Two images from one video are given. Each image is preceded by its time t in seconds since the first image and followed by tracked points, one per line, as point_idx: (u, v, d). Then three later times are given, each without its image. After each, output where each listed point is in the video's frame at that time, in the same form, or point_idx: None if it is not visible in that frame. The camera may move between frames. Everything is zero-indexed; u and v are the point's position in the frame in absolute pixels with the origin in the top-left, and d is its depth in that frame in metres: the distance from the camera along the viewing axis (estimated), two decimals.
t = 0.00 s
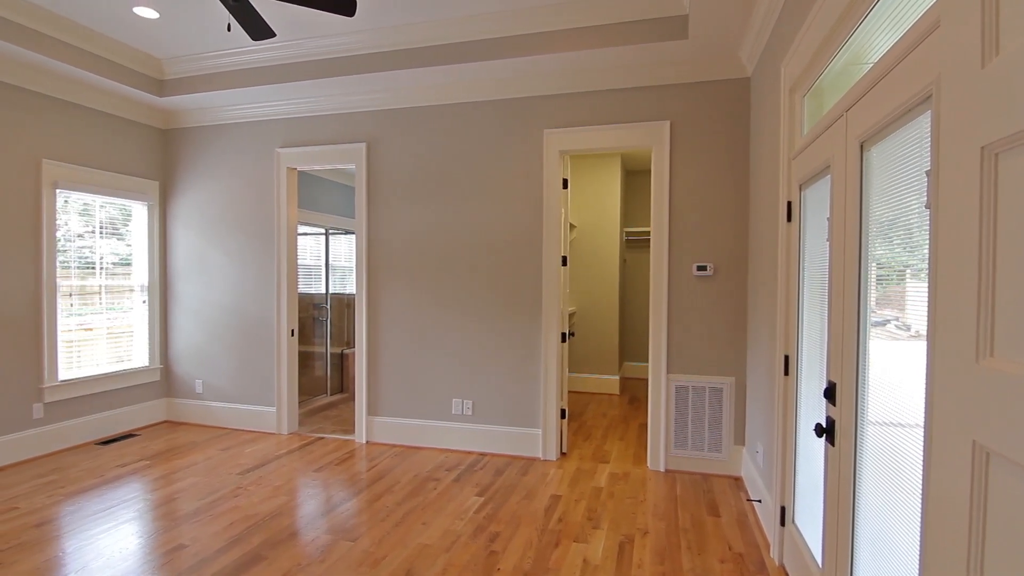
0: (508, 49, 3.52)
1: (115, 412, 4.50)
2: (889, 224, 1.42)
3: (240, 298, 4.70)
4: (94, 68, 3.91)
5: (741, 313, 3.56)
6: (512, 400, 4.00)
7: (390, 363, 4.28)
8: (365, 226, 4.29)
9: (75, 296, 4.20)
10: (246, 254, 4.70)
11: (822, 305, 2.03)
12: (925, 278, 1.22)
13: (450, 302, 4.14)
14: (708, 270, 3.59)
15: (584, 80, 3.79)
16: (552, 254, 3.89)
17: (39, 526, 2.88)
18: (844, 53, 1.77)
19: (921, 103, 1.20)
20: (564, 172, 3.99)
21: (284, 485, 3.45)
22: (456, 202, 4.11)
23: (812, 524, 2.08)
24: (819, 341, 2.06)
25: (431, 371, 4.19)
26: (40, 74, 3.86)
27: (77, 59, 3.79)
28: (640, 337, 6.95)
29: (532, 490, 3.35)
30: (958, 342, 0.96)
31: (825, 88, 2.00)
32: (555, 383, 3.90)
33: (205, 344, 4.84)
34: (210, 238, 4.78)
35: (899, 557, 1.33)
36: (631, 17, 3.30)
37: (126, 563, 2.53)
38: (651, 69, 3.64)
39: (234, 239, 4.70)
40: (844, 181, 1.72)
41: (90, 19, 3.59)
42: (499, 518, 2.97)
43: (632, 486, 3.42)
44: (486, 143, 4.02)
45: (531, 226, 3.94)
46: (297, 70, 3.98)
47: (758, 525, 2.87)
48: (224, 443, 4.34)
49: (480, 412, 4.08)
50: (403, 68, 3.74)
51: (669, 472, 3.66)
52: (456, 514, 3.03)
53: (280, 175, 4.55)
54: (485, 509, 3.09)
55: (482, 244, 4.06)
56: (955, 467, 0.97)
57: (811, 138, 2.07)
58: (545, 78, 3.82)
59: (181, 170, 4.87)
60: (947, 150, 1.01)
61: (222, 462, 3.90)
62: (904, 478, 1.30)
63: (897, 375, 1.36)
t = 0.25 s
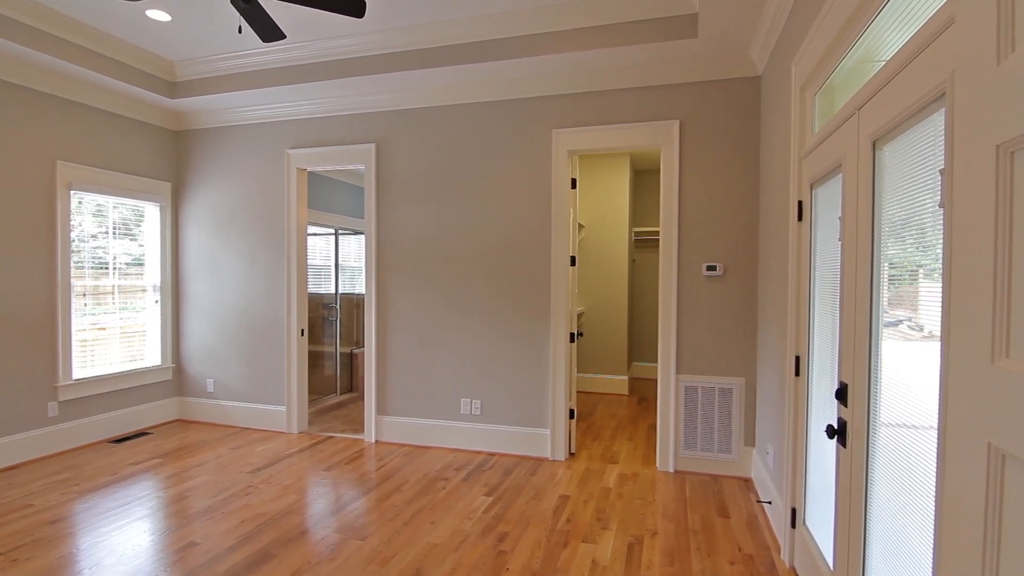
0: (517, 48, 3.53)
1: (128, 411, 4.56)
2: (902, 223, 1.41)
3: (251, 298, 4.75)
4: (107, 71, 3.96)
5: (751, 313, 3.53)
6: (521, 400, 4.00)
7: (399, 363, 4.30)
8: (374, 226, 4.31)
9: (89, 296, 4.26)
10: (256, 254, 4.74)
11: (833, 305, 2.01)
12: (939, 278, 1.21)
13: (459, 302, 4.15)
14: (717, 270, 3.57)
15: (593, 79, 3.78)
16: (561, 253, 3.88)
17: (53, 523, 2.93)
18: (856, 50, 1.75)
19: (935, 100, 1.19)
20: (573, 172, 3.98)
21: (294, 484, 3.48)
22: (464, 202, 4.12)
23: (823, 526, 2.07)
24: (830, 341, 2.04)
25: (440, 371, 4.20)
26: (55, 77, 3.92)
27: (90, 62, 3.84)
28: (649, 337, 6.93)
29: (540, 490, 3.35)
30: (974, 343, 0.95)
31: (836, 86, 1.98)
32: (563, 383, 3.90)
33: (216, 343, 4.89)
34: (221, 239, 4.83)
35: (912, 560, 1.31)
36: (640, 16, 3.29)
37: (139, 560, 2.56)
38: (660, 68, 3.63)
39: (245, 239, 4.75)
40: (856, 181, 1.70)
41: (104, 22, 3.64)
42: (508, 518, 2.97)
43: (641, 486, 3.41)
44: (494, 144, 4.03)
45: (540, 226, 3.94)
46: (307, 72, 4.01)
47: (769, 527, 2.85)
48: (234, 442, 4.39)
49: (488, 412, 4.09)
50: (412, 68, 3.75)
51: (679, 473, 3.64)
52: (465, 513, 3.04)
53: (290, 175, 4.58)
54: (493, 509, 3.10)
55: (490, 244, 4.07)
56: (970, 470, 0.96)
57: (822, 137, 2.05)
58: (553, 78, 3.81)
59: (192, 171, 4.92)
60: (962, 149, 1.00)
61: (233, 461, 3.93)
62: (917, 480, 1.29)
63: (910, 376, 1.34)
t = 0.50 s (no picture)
0: (525, 48, 3.53)
1: (141, 409, 4.63)
2: (915, 223, 1.39)
3: (262, 298, 4.79)
4: (121, 74, 4.02)
5: (762, 313, 3.51)
6: (529, 401, 4.01)
7: (408, 362, 4.31)
8: (384, 226, 4.33)
9: (102, 296, 4.32)
10: (267, 254, 4.78)
11: (845, 305, 1.99)
12: (952, 278, 1.19)
13: (467, 302, 4.16)
14: (728, 270, 3.55)
15: (601, 79, 3.77)
16: (569, 254, 3.88)
17: (68, 520, 2.98)
18: (869, 49, 1.73)
19: (948, 98, 1.18)
20: (582, 172, 3.98)
21: (305, 483, 3.51)
22: (473, 202, 4.13)
23: (835, 529, 2.04)
24: (842, 342, 2.02)
25: (449, 370, 4.22)
26: (70, 80, 3.98)
27: (104, 65, 3.90)
28: (659, 337, 6.90)
29: (548, 491, 3.35)
30: (990, 344, 0.93)
31: (848, 84, 1.96)
32: (571, 384, 3.89)
33: (227, 343, 4.94)
34: (232, 240, 4.88)
35: (925, 563, 1.30)
36: (649, 13, 3.27)
37: (151, 557, 2.60)
38: (670, 67, 3.61)
39: (256, 240, 4.79)
40: (868, 179, 1.68)
41: (117, 25, 3.69)
42: (518, 519, 2.97)
43: (650, 487, 3.40)
44: (502, 144, 4.04)
45: (548, 226, 3.94)
46: (317, 73, 4.04)
47: (779, 529, 2.83)
48: (245, 441, 4.43)
49: (497, 412, 4.09)
50: (421, 70, 3.77)
51: (689, 474, 3.62)
52: (473, 513, 3.05)
53: (301, 177, 4.62)
54: (503, 509, 3.10)
55: (498, 244, 4.07)
56: (984, 473, 0.95)
57: (833, 136, 2.03)
58: (563, 77, 3.81)
59: (204, 173, 4.98)
60: (977, 147, 0.98)
61: (243, 459, 3.97)
62: (930, 481, 1.28)
63: (923, 377, 1.33)
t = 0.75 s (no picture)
0: (534, 48, 3.53)
1: (155, 408, 4.69)
2: (929, 222, 1.37)
3: (273, 298, 4.83)
4: (135, 76, 4.08)
5: (773, 313, 3.48)
6: (538, 401, 4.01)
7: (418, 362, 4.33)
8: (393, 226, 4.35)
9: (117, 296, 4.38)
10: (277, 254, 4.82)
11: (858, 305, 1.97)
12: (967, 278, 1.18)
13: (476, 302, 4.17)
14: (738, 270, 3.52)
15: (610, 78, 3.76)
16: (578, 253, 3.88)
17: (83, 517, 3.02)
18: (881, 48, 1.72)
19: (963, 96, 1.16)
20: (591, 172, 3.97)
21: (315, 481, 3.53)
22: (482, 202, 4.14)
23: (847, 531, 2.02)
24: (855, 343, 2.00)
25: (458, 370, 4.23)
26: (85, 83, 4.05)
27: (118, 68, 3.96)
28: (669, 337, 6.87)
29: (558, 491, 3.35)
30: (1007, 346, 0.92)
31: (860, 82, 1.94)
32: (580, 383, 3.89)
33: (239, 342, 5.00)
34: (244, 240, 4.93)
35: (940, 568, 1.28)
36: (658, 13, 3.26)
37: (164, 554, 2.63)
38: (679, 66, 3.59)
39: (267, 241, 4.84)
40: (881, 178, 1.67)
41: (131, 29, 3.75)
42: (527, 519, 2.97)
43: (660, 488, 3.38)
44: (511, 144, 4.04)
45: (557, 225, 3.94)
46: (327, 74, 4.08)
47: (791, 531, 2.81)
48: (257, 439, 4.47)
49: (506, 412, 4.10)
50: (430, 70, 3.78)
51: (699, 475, 3.60)
52: (482, 513, 3.05)
53: (311, 177, 4.66)
54: (512, 509, 3.10)
55: (507, 244, 4.08)
56: (1001, 477, 0.93)
57: (845, 135, 2.02)
58: (571, 77, 3.81)
59: (216, 174, 5.03)
60: (994, 146, 0.97)
61: (255, 458, 4.01)
62: (945, 484, 1.26)
63: (937, 378, 1.31)
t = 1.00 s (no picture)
0: (543, 48, 3.53)
1: (167, 407, 4.75)
2: (943, 221, 1.36)
3: (284, 298, 4.88)
4: (147, 79, 4.13)
5: (784, 313, 3.45)
6: (546, 401, 4.01)
7: (427, 362, 4.35)
8: (403, 227, 4.37)
9: (130, 296, 4.44)
10: (288, 255, 4.86)
11: (870, 305, 1.95)
12: (982, 278, 1.16)
13: (484, 302, 4.18)
14: (748, 270, 3.50)
15: (619, 78, 3.75)
16: (587, 253, 3.87)
17: (97, 514, 3.07)
18: (894, 45, 1.70)
19: (978, 94, 1.15)
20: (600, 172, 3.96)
21: (325, 480, 3.56)
22: (490, 203, 4.15)
23: (860, 534, 2.00)
24: (867, 343, 1.98)
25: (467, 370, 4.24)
26: (99, 85, 4.11)
27: (131, 70, 4.02)
28: (679, 338, 6.83)
29: (566, 491, 3.34)
30: None
31: (873, 80, 1.92)
32: (589, 384, 3.88)
33: (250, 342, 5.04)
34: (255, 241, 4.98)
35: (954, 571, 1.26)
36: (667, 12, 3.25)
37: (176, 551, 2.67)
38: (689, 65, 3.58)
39: (278, 241, 4.88)
40: (894, 177, 1.65)
41: (144, 32, 3.80)
42: (536, 519, 2.98)
43: (670, 489, 3.37)
44: (519, 144, 4.05)
45: (566, 225, 3.94)
46: (337, 76, 4.10)
47: (802, 533, 2.78)
48: (268, 438, 4.51)
49: (514, 412, 4.10)
50: (439, 71, 3.80)
51: (709, 477, 3.58)
52: (491, 513, 3.05)
53: (321, 178, 4.69)
54: (521, 509, 3.10)
55: (516, 244, 4.08)
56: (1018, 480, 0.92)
57: (857, 133, 2.00)
58: (580, 77, 3.81)
59: (228, 175, 5.09)
60: (1010, 145, 0.96)
61: (265, 457, 4.04)
62: (959, 487, 1.25)
63: (951, 379, 1.29)
